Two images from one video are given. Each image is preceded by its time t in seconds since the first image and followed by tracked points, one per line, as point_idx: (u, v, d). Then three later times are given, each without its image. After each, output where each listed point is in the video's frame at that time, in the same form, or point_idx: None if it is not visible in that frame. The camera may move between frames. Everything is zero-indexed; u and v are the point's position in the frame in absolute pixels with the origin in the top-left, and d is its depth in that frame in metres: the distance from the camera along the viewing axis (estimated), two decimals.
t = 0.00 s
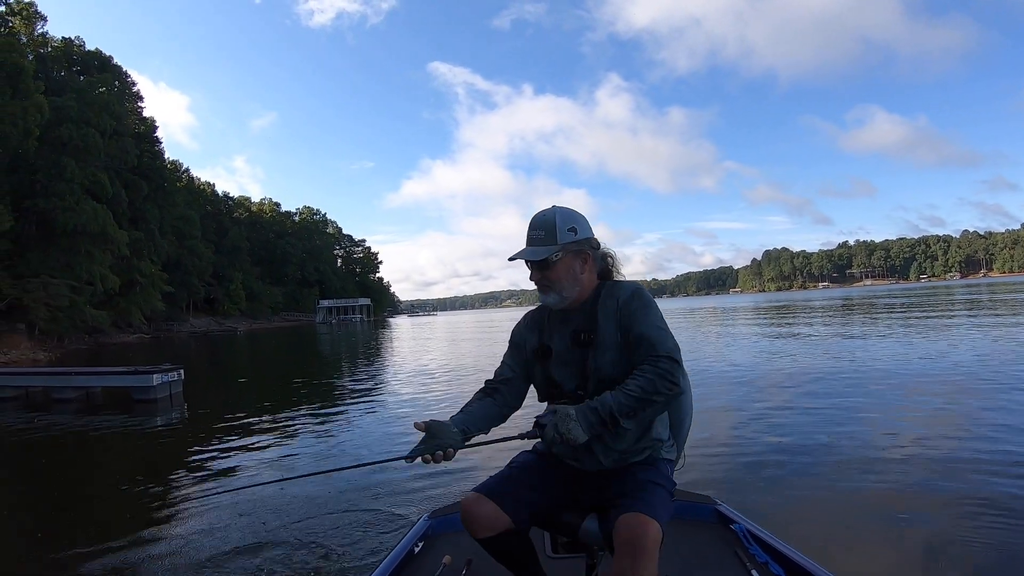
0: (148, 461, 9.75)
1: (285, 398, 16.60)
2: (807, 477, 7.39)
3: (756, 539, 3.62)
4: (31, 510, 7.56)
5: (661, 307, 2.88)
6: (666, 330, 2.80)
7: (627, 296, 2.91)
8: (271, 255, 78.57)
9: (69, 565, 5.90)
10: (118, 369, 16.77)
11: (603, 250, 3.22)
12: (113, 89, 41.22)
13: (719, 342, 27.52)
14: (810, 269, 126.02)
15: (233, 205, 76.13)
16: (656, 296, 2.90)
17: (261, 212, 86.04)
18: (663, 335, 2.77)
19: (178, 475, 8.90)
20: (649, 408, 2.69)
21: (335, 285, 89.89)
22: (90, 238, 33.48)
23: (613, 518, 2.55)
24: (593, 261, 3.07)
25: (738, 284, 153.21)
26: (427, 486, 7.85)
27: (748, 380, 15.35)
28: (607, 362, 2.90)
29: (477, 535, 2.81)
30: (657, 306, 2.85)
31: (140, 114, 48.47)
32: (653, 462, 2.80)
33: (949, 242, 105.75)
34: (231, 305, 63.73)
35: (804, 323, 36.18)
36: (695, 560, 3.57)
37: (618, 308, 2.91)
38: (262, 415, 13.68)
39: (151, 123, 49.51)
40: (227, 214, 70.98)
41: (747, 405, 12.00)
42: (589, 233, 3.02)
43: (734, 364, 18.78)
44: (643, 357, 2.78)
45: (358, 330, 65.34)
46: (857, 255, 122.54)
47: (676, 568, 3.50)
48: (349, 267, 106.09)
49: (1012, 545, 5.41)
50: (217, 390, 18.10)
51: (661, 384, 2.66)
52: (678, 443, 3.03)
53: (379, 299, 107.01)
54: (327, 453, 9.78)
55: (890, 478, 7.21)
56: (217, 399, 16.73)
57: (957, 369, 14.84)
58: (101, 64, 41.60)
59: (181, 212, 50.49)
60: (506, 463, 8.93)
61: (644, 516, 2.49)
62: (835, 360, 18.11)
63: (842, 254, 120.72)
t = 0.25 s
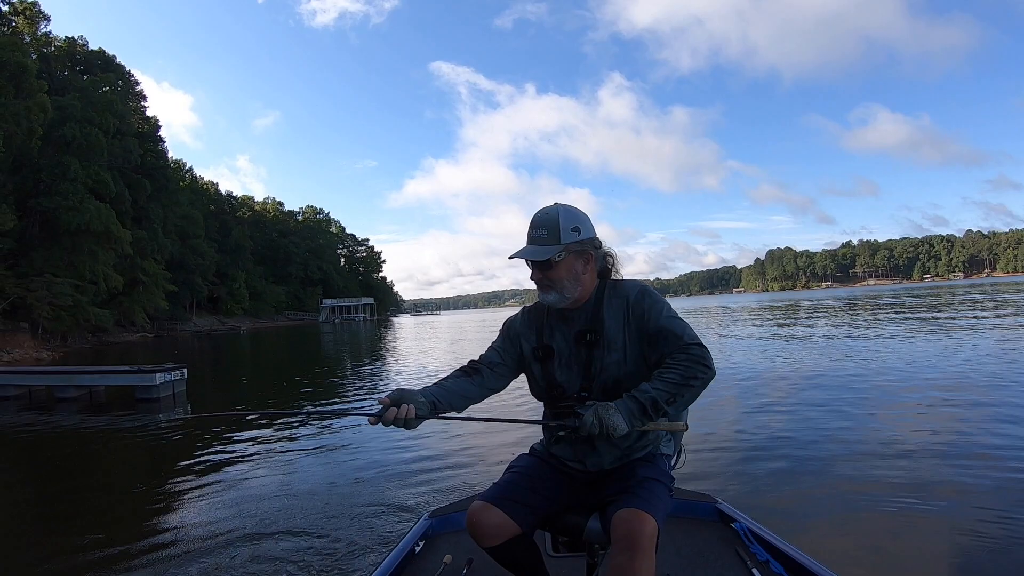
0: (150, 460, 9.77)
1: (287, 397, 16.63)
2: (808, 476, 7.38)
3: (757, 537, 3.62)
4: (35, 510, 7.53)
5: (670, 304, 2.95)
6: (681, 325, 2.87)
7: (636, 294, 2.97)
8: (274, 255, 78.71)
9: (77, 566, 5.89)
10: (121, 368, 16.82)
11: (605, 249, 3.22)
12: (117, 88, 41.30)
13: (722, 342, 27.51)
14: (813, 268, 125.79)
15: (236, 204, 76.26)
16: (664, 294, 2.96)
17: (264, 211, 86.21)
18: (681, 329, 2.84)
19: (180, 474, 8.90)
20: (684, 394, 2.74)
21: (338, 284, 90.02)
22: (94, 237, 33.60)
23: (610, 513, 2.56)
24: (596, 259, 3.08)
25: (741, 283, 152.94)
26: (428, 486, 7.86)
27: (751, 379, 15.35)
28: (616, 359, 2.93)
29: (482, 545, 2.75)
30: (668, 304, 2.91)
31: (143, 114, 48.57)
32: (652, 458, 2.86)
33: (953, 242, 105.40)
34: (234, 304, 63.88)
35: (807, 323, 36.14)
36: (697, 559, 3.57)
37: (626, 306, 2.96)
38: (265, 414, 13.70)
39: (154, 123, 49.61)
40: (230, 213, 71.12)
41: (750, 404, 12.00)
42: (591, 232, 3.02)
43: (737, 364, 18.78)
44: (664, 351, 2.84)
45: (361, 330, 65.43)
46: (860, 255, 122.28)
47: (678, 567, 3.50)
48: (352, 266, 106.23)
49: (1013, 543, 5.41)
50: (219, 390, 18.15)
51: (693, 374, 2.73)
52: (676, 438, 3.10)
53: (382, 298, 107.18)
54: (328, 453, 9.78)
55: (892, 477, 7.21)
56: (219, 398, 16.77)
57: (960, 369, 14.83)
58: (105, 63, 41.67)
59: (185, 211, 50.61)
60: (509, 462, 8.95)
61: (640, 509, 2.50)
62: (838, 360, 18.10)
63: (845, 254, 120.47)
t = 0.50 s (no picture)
0: (153, 460, 9.79)
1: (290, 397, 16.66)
2: (810, 477, 7.37)
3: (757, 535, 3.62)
4: (37, 510, 7.53)
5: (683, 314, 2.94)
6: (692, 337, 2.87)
7: (650, 299, 2.94)
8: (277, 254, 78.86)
9: (78, 566, 5.87)
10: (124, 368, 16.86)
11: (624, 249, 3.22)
12: (120, 88, 41.43)
13: (724, 342, 27.48)
14: (816, 269, 125.52)
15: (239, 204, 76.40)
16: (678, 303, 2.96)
17: (268, 211, 86.37)
18: (689, 341, 2.83)
19: (183, 474, 8.91)
20: (683, 405, 2.75)
21: (341, 284, 90.16)
22: (98, 237, 33.73)
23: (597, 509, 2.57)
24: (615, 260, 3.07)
25: (744, 284, 152.64)
26: (430, 485, 7.86)
27: (754, 379, 15.34)
28: (623, 360, 2.93)
29: (480, 544, 2.75)
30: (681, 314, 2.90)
31: (147, 114, 48.71)
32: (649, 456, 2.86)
33: (957, 243, 105.03)
34: (237, 304, 64.01)
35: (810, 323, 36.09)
36: (697, 556, 3.57)
37: (638, 309, 2.94)
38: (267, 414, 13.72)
39: (158, 123, 49.73)
40: (234, 213, 71.27)
41: (752, 405, 12.00)
42: (614, 233, 3.01)
43: (740, 364, 18.78)
44: (671, 359, 2.84)
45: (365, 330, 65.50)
46: (864, 256, 121.99)
47: (678, 565, 3.49)
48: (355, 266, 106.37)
49: (1015, 543, 5.42)
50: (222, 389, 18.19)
51: (694, 385, 2.73)
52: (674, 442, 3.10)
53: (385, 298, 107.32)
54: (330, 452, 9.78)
55: (894, 478, 7.21)
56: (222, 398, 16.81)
57: (963, 369, 14.80)
58: (108, 63, 41.77)
59: (188, 211, 50.73)
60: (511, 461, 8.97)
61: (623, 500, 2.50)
62: (840, 360, 18.08)
63: (849, 255, 120.19)
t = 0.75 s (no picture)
0: (155, 459, 9.80)
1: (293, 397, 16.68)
2: (810, 477, 7.36)
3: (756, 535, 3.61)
4: (39, 509, 7.55)
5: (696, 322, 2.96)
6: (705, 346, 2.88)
7: (665, 304, 2.94)
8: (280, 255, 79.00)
9: (78, 565, 5.89)
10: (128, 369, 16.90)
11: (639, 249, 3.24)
12: (124, 89, 41.55)
13: (728, 343, 27.43)
14: (820, 270, 125.22)
15: (243, 204, 76.58)
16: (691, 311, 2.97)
17: (271, 212, 86.55)
18: (702, 351, 2.85)
19: (186, 473, 8.92)
20: (698, 415, 2.77)
21: (345, 285, 90.26)
22: (101, 237, 33.85)
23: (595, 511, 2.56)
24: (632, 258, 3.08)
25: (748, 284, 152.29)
26: (431, 485, 7.85)
27: (757, 380, 15.32)
28: (634, 360, 2.91)
29: (478, 539, 2.77)
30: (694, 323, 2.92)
31: (151, 115, 48.84)
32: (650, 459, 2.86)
33: (961, 243, 104.62)
34: (241, 304, 64.15)
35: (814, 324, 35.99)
36: (696, 555, 3.56)
37: (654, 313, 2.94)
38: (270, 414, 13.73)
39: (161, 124, 49.85)
40: (237, 213, 71.43)
41: (756, 405, 11.97)
42: (634, 232, 3.04)
43: (743, 364, 18.73)
44: (684, 366, 2.85)
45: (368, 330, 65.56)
46: (868, 257, 121.65)
47: (677, 564, 3.48)
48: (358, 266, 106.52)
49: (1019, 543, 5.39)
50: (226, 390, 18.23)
51: (708, 396, 2.76)
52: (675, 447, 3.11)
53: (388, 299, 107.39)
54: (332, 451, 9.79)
55: (897, 478, 7.18)
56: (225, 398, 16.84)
57: (968, 370, 14.74)
58: (112, 64, 41.85)
59: (192, 212, 50.86)
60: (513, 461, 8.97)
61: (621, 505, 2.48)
62: (844, 361, 18.02)
63: (853, 256, 119.86)
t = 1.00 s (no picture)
0: (159, 461, 9.82)
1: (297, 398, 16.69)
2: (812, 478, 7.34)
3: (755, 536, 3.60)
4: (42, 511, 7.57)
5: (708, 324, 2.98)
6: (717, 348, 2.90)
7: (676, 305, 2.95)
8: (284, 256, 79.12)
9: (78, 566, 5.91)
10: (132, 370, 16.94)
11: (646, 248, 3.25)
12: (128, 90, 41.62)
13: (732, 343, 27.37)
14: (824, 270, 124.80)
15: (247, 206, 76.76)
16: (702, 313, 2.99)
17: (275, 213, 86.72)
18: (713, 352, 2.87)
19: (188, 475, 8.94)
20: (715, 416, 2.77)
21: (348, 286, 90.35)
22: (105, 238, 33.94)
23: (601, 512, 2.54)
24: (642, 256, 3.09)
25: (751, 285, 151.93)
26: (433, 486, 7.85)
27: (761, 380, 15.29)
28: (644, 357, 2.90)
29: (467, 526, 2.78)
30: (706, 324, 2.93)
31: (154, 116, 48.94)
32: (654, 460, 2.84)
33: (965, 244, 104.14)
34: (244, 305, 64.29)
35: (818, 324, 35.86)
36: (693, 555, 3.55)
37: (665, 314, 2.94)
38: (274, 415, 13.75)
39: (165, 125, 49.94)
40: (241, 215, 71.57)
41: (759, 405, 11.94)
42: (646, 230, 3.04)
43: (747, 365, 18.68)
44: (699, 368, 2.86)
45: (372, 331, 65.58)
46: (872, 257, 121.22)
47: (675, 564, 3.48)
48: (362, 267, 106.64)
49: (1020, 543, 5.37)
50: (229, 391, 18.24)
51: (725, 397, 2.77)
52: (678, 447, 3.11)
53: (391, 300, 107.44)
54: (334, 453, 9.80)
55: (899, 479, 7.16)
56: (229, 399, 16.87)
57: (973, 370, 14.67)
58: (116, 65, 41.91)
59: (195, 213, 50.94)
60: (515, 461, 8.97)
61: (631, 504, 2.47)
62: (848, 361, 17.96)
63: (857, 256, 119.45)
